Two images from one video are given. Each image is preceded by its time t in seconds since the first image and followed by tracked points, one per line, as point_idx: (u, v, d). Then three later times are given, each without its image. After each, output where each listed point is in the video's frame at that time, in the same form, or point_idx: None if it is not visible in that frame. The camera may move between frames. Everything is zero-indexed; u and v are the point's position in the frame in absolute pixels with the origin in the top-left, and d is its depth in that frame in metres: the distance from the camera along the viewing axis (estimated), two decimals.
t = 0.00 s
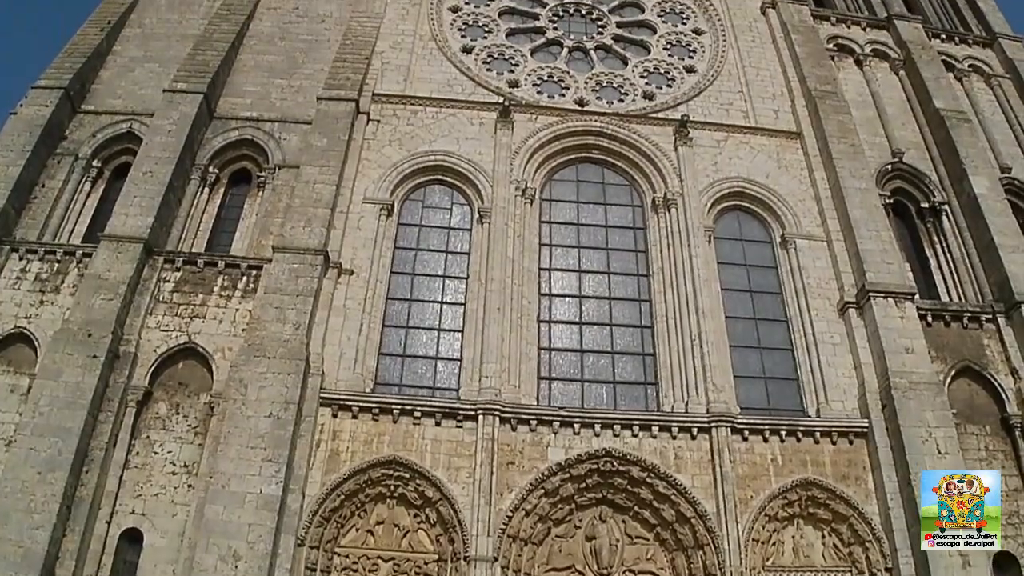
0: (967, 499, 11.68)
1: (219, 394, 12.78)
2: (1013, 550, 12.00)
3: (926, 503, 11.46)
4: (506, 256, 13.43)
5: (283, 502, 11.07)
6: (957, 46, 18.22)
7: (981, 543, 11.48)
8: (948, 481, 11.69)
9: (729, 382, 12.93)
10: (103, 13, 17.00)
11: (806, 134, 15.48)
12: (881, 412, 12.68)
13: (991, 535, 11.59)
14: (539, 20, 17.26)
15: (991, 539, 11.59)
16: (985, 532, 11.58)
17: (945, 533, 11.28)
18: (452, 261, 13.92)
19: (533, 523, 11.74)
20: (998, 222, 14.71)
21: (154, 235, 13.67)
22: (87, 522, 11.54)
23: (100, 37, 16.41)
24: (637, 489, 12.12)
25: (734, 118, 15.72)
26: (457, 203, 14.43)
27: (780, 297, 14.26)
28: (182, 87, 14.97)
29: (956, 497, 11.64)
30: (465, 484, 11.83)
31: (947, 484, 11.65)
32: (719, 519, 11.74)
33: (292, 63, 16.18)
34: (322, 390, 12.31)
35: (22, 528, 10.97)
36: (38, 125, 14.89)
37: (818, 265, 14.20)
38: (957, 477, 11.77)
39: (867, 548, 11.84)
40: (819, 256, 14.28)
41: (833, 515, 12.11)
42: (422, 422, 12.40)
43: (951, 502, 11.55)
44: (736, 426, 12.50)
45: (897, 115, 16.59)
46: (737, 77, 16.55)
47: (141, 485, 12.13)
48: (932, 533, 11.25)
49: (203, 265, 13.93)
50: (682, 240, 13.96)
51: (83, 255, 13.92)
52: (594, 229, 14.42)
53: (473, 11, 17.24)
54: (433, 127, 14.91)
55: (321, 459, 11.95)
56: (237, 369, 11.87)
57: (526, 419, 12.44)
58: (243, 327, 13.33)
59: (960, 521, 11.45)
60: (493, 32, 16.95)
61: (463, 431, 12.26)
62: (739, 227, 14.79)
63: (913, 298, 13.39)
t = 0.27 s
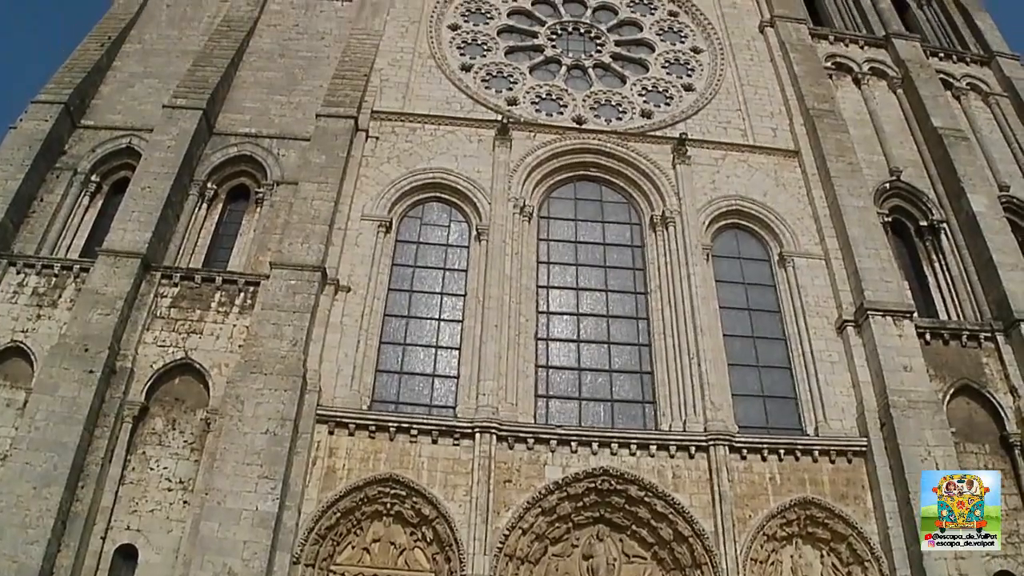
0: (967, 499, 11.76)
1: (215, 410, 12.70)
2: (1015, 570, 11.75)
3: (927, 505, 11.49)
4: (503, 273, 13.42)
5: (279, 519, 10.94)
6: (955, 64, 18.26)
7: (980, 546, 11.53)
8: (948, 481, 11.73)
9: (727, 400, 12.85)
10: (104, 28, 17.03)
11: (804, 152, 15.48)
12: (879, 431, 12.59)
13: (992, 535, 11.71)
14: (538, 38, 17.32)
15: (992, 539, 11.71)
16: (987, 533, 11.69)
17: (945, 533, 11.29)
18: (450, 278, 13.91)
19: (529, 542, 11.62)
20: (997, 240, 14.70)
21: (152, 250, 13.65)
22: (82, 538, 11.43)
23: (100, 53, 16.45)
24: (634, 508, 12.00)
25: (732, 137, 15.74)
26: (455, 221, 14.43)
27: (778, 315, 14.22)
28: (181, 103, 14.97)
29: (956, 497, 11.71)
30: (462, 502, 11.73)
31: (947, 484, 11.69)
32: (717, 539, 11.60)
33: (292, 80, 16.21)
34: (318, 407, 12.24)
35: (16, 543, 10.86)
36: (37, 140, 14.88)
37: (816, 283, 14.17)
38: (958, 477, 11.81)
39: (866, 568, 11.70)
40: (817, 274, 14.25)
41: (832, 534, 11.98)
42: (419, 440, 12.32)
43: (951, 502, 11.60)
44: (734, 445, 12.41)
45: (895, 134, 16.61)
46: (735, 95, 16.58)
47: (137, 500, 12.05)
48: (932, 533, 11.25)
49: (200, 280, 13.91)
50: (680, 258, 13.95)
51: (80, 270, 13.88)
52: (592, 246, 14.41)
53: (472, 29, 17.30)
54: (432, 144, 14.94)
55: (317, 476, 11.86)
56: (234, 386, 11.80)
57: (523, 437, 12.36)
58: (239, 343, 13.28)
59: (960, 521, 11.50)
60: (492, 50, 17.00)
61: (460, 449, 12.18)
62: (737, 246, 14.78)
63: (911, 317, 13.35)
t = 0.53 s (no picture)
0: (967, 499, 11.93)
1: (213, 430, 12.61)
2: None
3: (927, 504, 11.61)
4: (503, 294, 13.42)
5: (276, 540, 10.82)
6: (953, 85, 18.31)
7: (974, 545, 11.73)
8: (948, 482, 11.85)
9: (726, 422, 12.78)
10: (105, 47, 17.08)
11: (802, 173, 15.51)
12: (879, 453, 12.48)
13: (991, 535, 12.00)
14: (538, 59, 17.39)
15: (992, 539, 12.00)
16: (986, 532, 11.96)
17: (945, 533, 11.41)
18: (449, 298, 13.90)
19: (528, 564, 11.50)
20: (996, 260, 14.71)
21: (151, 269, 13.62)
22: (77, 558, 11.32)
23: (101, 71, 16.48)
24: (633, 530, 11.89)
25: (731, 158, 15.78)
26: (454, 241, 14.44)
27: (778, 336, 14.18)
28: (182, 122, 15.03)
29: (956, 497, 11.85)
30: (460, 523, 11.62)
31: (947, 484, 11.81)
32: (717, 561, 11.46)
33: (292, 99, 16.24)
34: (317, 427, 12.16)
35: (11, 562, 10.74)
36: (38, 157, 14.87)
37: (815, 304, 14.14)
38: (957, 477, 11.97)
39: None
40: (816, 295, 14.23)
41: (832, 556, 11.86)
42: (417, 461, 12.23)
43: (951, 502, 11.75)
44: (733, 467, 12.32)
45: (894, 155, 16.65)
46: (734, 116, 16.63)
47: (134, 520, 11.95)
48: (932, 533, 11.35)
49: (199, 299, 13.88)
50: (679, 279, 13.96)
51: (79, 288, 13.84)
52: (591, 268, 14.42)
53: (472, 50, 17.37)
54: (431, 164, 14.97)
55: (314, 497, 11.76)
56: (232, 406, 11.71)
57: (522, 458, 12.27)
58: (237, 363, 13.23)
59: (960, 521, 11.67)
60: (492, 71, 17.07)
61: (458, 470, 12.09)
62: (736, 266, 14.77)
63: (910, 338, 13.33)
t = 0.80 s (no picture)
0: (966, 499, 12.06)
1: (212, 449, 12.53)
2: None
3: (927, 504, 11.68)
4: (503, 313, 13.42)
5: (274, 561, 10.71)
6: (952, 104, 18.40)
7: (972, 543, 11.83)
8: (949, 482, 11.97)
9: (727, 442, 12.72)
10: (107, 65, 17.12)
11: (802, 192, 15.54)
12: (880, 473, 12.37)
13: (991, 535, 12.12)
14: (538, 79, 17.46)
15: (991, 539, 12.12)
16: (986, 533, 12.09)
17: (946, 533, 11.51)
18: (449, 318, 13.88)
19: None
20: (996, 279, 14.70)
21: (151, 287, 13.60)
22: None
23: (103, 89, 16.50)
24: (634, 550, 11.77)
25: (731, 177, 15.81)
26: (454, 261, 14.43)
27: (779, 356, 14.14)
28: (183, 140, 15.06)
29: (956, 497, 11.99)
30: (459, 544, 11.52)
31: (947, 485, 11.93)
32: None
33: (292, 118, 16.27)
34: (317, 447, 12.09)
35: None
36: (39, 174, 14.85)
37: (815, 324, 14.11)
38: (958, 478, 12.12)
39: None
40: (816, 314, 14.21)
41: None
42: (417, 480, 12.15)
43: (952, 503, 11.87)
44: (734, 487, 12.23)
45: (893, 174, 16.68)
46: (733, 135, 16.66)
47: (132, 539, 11.80)
48: (933, 533, 11.42)
49: (200, 318, 13.84)
50: (680, 299, 13.96)
51: (79, 305, 13.80)
52: (592, 287, 14.41)
53: (473, 70, 17.43)
54: (432, 184, 15.00)
55: (313, 517, 11.68)
56: (231, 425, 11.67)
57: (522, 478, 12.19)
58: (237, 382, 13.17)
59: (961, 522, 11.78)
60: (493, 91, 17.13)
61: (458, 490, 12.01)
62: (737, 286, 14.75)
63: (910, 357, 13.28)
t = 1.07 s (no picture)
0: (966, 500, 12.04)
1: (210, 472, 12.41)
2: None
3: (927, 504, 11.67)
4: (502, 336, 13.39)
5: None
6: (950, 125, 18.46)
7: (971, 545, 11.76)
8: (949, 483, 12.00)
9: (726, 464, 12.61)
10: (108, 86, 17.15)
11: (801, 214, 15.53)
12: (881, 495, 12.18)
13: (992, 536, 12.03)
14: (537, 102, 17.52)
15: (992, 539, 12.03)
16: (986, 533, 12.02)
17: (945, 533, 11.48)
18: (448, 340, 13.85)
19: None
20: (995, 300, 14.63)
21: (150, 307, 13.54)
22: None
23: (103, 110, 16.53)
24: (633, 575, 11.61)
25: (729, 200, 15.81)
26: (453, 282, 14.43)
27: (778, 378, 14.07)
28: (183, 161, 15.09)
29: (955, 497, 11.98)
30: (458, 568, 11.36)
31: (946, 485, 11.95)
32: None
33: (292, 140, 16.30)
34: (314, 470, 11.98)
35: None
36: (39, 195, 14.85)
37: (815, 346, 14.06)
38: (957, 478, 12.10)
39: None
40: (816, 336, 14.16)
41: None
42: (415, 504, 12.02)
43: (950, 503, 11.86)
44: (734, 510, 12.09)
45: (892, 196, 16.69)
46: (732, 158, 16.69)
47: (127, 562, 11.66)
48: (932, 533, 11.39)
49: (198, 339, 13.76)
50: (679, 321, 13.94)
51: (78, 326, 13.72)
52: (591, 310, 14.39)
53: (472, 93, 17.49)
54: (431, 206, 15.01)
55: (310, 540, 11.53)
56: (229, 447, 11.53)
57: (521, 501, 12.06)
58: (235, 405, 13.07)
59: (960, 522, 11.76)
60: (492, 113, 17.18)
61: (457, 513, 11.87)
62: (736, 308, 14.73)
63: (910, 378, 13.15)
